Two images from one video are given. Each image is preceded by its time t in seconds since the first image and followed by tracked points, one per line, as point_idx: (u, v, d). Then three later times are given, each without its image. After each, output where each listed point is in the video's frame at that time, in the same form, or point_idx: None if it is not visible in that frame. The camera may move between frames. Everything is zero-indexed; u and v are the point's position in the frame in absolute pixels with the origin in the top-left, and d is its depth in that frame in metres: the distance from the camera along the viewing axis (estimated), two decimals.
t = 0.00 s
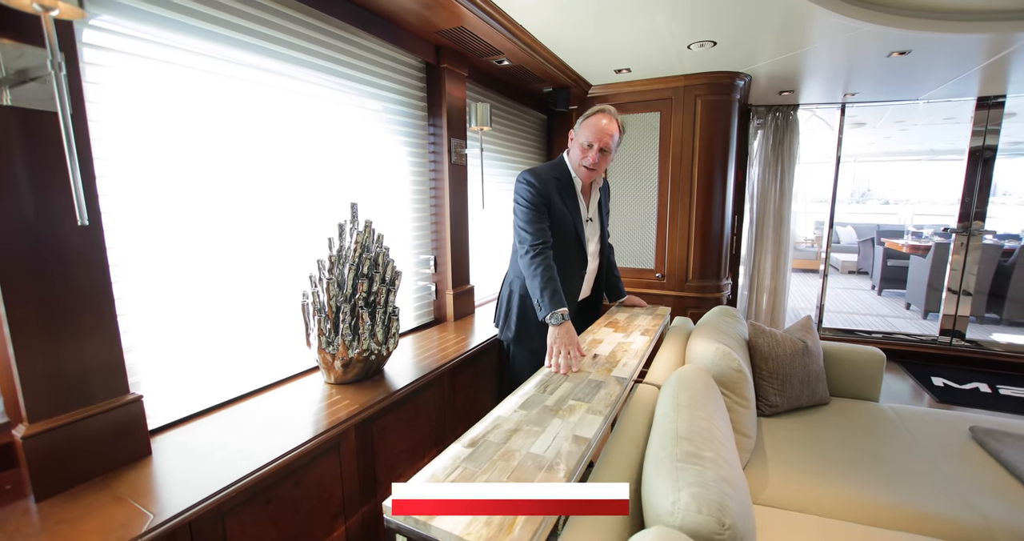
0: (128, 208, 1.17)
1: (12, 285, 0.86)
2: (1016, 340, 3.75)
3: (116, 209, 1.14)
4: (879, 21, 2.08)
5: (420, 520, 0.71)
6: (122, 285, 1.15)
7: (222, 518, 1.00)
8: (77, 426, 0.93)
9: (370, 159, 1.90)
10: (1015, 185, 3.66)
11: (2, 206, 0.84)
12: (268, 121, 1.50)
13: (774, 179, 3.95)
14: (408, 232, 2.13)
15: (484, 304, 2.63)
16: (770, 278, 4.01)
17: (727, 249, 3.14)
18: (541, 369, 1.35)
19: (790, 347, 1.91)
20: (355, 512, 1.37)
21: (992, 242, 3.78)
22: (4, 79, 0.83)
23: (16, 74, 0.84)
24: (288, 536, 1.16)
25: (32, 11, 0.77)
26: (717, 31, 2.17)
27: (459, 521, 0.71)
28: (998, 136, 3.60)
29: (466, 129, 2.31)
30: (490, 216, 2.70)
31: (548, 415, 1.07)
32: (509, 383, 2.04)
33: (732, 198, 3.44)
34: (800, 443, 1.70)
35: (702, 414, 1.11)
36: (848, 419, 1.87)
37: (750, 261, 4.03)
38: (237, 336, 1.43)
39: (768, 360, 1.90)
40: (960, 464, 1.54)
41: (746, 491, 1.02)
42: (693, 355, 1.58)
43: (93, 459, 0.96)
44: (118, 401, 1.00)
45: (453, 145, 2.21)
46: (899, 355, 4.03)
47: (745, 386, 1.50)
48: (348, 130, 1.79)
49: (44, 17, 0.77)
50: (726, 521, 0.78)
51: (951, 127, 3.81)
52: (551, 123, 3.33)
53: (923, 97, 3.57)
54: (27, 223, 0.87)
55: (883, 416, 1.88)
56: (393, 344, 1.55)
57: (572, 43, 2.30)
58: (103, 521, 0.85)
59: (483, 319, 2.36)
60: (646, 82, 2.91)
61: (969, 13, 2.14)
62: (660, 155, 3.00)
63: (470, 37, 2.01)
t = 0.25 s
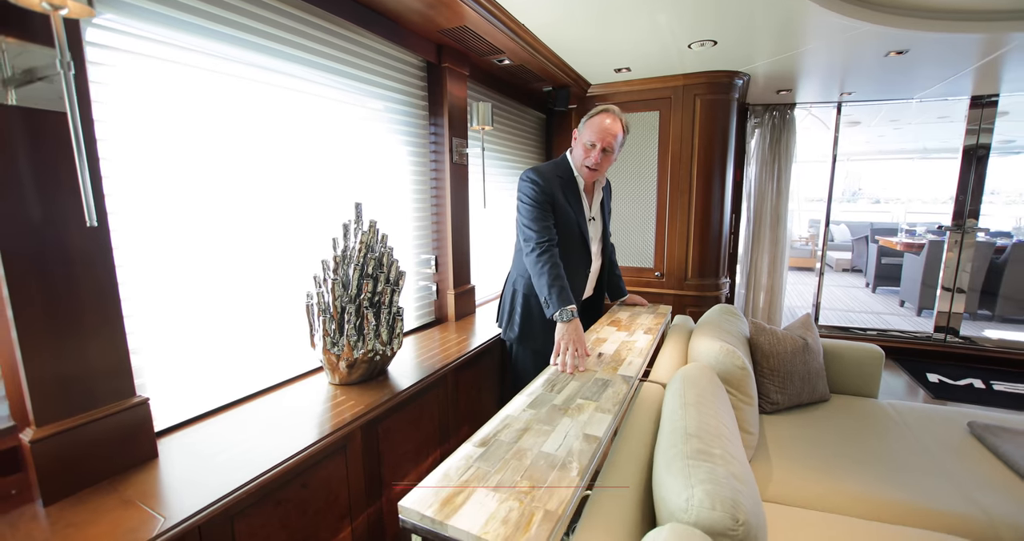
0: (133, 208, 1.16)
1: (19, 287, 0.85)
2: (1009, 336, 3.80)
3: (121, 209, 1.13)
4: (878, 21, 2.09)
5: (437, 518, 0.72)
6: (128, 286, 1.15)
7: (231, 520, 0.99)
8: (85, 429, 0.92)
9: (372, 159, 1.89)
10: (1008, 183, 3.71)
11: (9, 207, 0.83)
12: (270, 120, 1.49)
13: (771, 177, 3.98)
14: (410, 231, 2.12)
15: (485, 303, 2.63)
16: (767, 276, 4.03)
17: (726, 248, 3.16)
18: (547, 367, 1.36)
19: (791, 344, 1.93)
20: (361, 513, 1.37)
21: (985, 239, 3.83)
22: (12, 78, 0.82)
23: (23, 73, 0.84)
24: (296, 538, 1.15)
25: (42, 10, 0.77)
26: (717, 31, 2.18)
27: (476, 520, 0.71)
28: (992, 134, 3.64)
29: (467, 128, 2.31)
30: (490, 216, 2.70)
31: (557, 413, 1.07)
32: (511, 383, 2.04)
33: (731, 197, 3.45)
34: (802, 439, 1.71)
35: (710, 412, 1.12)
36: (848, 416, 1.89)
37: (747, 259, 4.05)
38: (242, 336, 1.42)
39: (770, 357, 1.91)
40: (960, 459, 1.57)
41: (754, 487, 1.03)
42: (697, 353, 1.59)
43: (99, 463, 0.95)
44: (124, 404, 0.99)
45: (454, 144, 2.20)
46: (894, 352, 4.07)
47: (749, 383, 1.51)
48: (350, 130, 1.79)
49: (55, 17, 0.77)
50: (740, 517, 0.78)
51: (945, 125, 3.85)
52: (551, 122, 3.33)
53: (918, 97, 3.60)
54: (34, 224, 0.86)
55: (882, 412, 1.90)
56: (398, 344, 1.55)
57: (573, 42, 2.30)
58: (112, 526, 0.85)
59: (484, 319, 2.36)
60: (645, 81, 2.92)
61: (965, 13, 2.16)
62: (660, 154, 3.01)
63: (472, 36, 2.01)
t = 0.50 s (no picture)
0: (137, 210, 1.16)
1: (28, 290, 0.85)
2: (1000, 333, 3.86)
3: (126, 212, 1.13)
4: (874, 23, 2.12)
5: (450, 516, 0.73)
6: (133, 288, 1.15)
7: (240, 521, 1.00)
8: (94, 431, 0.93)
9: (373, 159, 1.90)
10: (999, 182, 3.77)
11: (19, 210, 0.83)
12: (272, 121, 1.49)
13: (767, 176, 4.02)
14: (410, 231, 2.13)
15: (485, 302, 2.63)
16: (763, 275, 4.07)
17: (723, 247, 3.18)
18: (551, 367, 1.37)
19: (789, 342, 1.95)
20: (366, 513, 1.38)
21: (977, 237, 3.88)
22: (20, 82, 0.82)
23: (32, 77, 0.84)
24: (304, 537, 1.16)
25: (52, 14, 0.77)
26: (715, 32, 2.20)
27: (487, 518, 0.72)
28: (983, 134, 3.69)
29: (467, 129, 2.31)
30: (490, 216, 2.70)
31: (564, 411, 1.09)
32: (512, 382, 2.05)
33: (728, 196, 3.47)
34: (801, 436, 1.73)
35: (710, 409, 1.14)
36: (845, 412, 1.91)
37: (743, 257, 4.09)
38: (246, 338, 1.42)
39: (768, 356, 1.93)
40: (953, 453, 1.60)
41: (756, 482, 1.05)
42: (698, 351, 1.61)
43: (109, 465, 0.95)
44: (133, 405, 1.00)
45: (455, 145, 2.21)
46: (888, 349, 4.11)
47: (749, 381, 1.54)
48: (352, 131, 1.79)
49: (64, 20, 0.77)
50: (745, 511, 0.80)
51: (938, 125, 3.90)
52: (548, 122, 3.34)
53: (911, 97, 3.65)
54: (44, 227, 0.87)
55: (878, 408, 1.93)
56: (401, 344, 1.56)
57: (572, 42, 2.31)
58: (123, 528, 0.85)
59: (485, 318, 2.37)
60: (643, 81, 2.94)
61: (959, 16, 2.19)
62: (658, 154, 3.03)
63: (472, 37, 2.02)
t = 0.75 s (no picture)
0: (139, 212, 1.16)
1: (35, 293, 0.85)
2: (990, 330, 3.92)
3: (129, 215, 1.14)
4: (866, 26, 2.15)
5: (457, 515, 0.74)
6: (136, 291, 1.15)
7: (247, 522, 1.01)
8: (100, 433, 0.93)
9: (372, 160, 1.90)
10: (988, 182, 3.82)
11: (24, 214, 0.84)
12: (273, 123, 1.49)
13: (762, 176, 4.06)
14: (409, 232, 2.14)
15: (484, 302, 2.65)
16: (758, 273, 4.11)
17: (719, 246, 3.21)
18: (551, 366, 1.38)
19: (784, 341, 1.98)
20: (369, 512, 1.39)
21: (967, 236, 3.94)
22: (26, 87, 0.83)
23: (37, 82, 0.84)
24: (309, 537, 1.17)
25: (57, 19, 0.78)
26: (711, 34, 2.22)
27: (494, 515, 0.74)
28: (973, 134, 3.75)
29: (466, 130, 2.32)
30: (488, 216, 2.72)
31: (565, 411, 1.10)
32: (512, 382, 2.07)
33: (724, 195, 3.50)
34: (796, 433, 1.76)
35: (708, 407, 1.16)
36: (840, 409, 1.94)
37: (739, 256, 4.13)
38: (248, 339, 1.43)
39: (764, 354, 1.95)
40: (944, 449, 1.63)
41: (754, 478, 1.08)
42: (695, 350, 1.63)
43: (114, 466, 0.96)
44: (138, 408, 1.00)
45: (453, 146, 2.22)
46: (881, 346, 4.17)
47: (746, 380, 1.56)
48: (352, 134, 1.80)
49: (70, 26, 0.77)
50: (745, 506, 0.83)
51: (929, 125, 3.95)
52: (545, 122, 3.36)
53: (903, 98, 3.69)
54: (50, 231, 0.87)
55: (871, 405, 1.97)
56: (402, 345, 1.57)
57: (570, 44, 2.32)
58: (131, 529, 0.86)
59: (483, 318, 2.38)
60: (639, 82, 2.96)
61: (949, 20, 2.23)
62: (654, 154, 3.05)
63: (470, 38, 2.03)
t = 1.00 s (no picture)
0: (138, 214, 1.16)
1: (36, 296, 0.86)
2: (979, 328, 3.99)
3: (129, 218, 1.14)
4: (857, 29, 2.18)
5: (460, 514, 0.75)
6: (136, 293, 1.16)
7: (248, 523, 1.01)
8: (101, 436, 0.93)
9: (369, 162, 1.90)
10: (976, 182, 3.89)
11: (24, 216, 0.84)
12: (271, 124, 1.49)
13: (755, 176, 4.10)
14: (407, 233, 2.15)
15: (481, 303, 2.66)
16: (752, 272, 4.15)
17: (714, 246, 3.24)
18: (550, 366, 1.40)
19: (778, 340, 2.00)
20: (369, 513, 1.39)
21: (956, 235, 4.00)
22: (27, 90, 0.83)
23: (38, 85, 0.84)
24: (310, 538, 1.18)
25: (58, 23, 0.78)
26: (705, 36, 2.24)
27: (496, 514, 0.75)
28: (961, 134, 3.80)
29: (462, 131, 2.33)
30: (485, 217, 2.73)
31: (565, 410, 1.12)
32: (510, 382, 2.08)
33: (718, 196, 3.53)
34: (790, 430, 1.79)
35: (705, 405, 1.18)
36: (833, 406, 1.97)
37: (733, 255, 4.17)
38: (248, 341, 1.43)
39: (758, 353, 1.98)
40: (935, 445, 1.66)
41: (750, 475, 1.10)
42: (691, 350, 1.65)
43: (114, 469, 0.96)
44: (138, 410, 1.00)
45: (450, 147, 2.23)
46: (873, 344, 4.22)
47: (741, 378, 1.58)
48: (350, 135, 1.81)
49: (71, 30, 0.77)
50: (741, 503, 0.84)
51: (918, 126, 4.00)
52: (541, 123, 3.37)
53: (893, 99, 3.74)
54: (52, 233, 0.87)
55: (863, 402, 2.00)
56: (401, 346, 1.57)
57: (566, 46, 2.34)
58: (134, 532, 0.86)
59: (481, 319, 2.39)
60: (634, 83, 2.98)
61: (938, 24, 2.27)
62: (649, 155, 3.07)
63: (467, 40, 2.03)
